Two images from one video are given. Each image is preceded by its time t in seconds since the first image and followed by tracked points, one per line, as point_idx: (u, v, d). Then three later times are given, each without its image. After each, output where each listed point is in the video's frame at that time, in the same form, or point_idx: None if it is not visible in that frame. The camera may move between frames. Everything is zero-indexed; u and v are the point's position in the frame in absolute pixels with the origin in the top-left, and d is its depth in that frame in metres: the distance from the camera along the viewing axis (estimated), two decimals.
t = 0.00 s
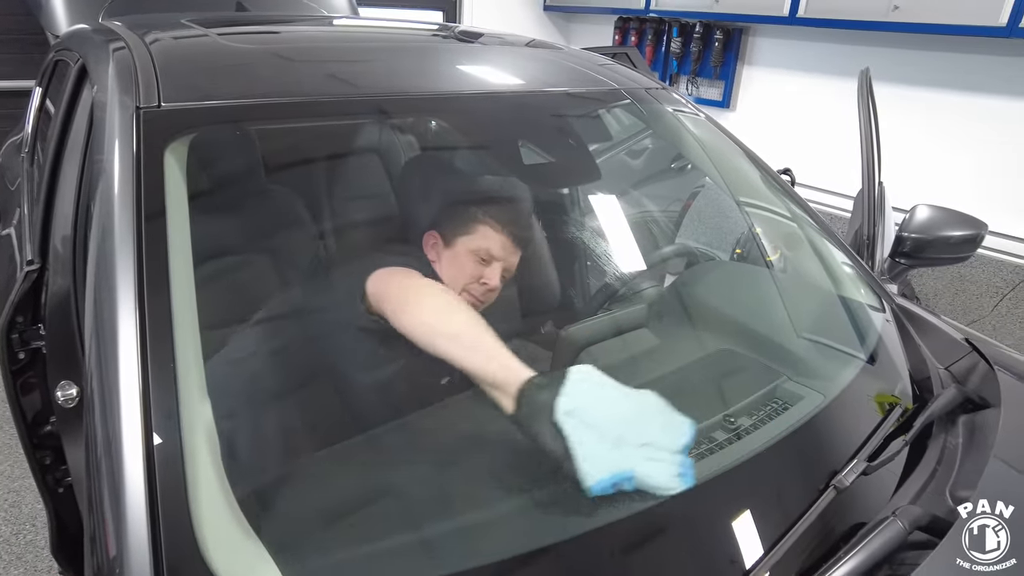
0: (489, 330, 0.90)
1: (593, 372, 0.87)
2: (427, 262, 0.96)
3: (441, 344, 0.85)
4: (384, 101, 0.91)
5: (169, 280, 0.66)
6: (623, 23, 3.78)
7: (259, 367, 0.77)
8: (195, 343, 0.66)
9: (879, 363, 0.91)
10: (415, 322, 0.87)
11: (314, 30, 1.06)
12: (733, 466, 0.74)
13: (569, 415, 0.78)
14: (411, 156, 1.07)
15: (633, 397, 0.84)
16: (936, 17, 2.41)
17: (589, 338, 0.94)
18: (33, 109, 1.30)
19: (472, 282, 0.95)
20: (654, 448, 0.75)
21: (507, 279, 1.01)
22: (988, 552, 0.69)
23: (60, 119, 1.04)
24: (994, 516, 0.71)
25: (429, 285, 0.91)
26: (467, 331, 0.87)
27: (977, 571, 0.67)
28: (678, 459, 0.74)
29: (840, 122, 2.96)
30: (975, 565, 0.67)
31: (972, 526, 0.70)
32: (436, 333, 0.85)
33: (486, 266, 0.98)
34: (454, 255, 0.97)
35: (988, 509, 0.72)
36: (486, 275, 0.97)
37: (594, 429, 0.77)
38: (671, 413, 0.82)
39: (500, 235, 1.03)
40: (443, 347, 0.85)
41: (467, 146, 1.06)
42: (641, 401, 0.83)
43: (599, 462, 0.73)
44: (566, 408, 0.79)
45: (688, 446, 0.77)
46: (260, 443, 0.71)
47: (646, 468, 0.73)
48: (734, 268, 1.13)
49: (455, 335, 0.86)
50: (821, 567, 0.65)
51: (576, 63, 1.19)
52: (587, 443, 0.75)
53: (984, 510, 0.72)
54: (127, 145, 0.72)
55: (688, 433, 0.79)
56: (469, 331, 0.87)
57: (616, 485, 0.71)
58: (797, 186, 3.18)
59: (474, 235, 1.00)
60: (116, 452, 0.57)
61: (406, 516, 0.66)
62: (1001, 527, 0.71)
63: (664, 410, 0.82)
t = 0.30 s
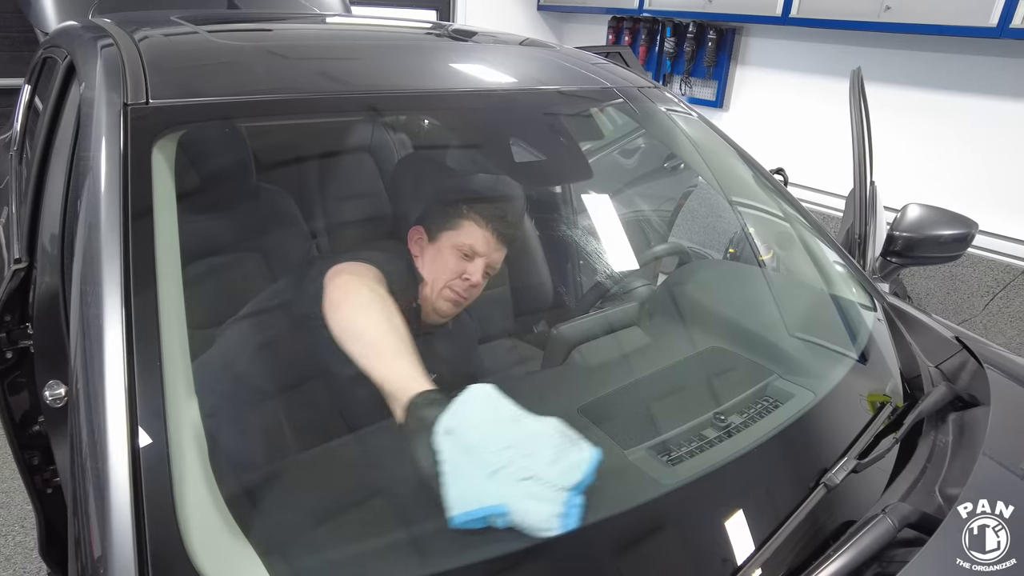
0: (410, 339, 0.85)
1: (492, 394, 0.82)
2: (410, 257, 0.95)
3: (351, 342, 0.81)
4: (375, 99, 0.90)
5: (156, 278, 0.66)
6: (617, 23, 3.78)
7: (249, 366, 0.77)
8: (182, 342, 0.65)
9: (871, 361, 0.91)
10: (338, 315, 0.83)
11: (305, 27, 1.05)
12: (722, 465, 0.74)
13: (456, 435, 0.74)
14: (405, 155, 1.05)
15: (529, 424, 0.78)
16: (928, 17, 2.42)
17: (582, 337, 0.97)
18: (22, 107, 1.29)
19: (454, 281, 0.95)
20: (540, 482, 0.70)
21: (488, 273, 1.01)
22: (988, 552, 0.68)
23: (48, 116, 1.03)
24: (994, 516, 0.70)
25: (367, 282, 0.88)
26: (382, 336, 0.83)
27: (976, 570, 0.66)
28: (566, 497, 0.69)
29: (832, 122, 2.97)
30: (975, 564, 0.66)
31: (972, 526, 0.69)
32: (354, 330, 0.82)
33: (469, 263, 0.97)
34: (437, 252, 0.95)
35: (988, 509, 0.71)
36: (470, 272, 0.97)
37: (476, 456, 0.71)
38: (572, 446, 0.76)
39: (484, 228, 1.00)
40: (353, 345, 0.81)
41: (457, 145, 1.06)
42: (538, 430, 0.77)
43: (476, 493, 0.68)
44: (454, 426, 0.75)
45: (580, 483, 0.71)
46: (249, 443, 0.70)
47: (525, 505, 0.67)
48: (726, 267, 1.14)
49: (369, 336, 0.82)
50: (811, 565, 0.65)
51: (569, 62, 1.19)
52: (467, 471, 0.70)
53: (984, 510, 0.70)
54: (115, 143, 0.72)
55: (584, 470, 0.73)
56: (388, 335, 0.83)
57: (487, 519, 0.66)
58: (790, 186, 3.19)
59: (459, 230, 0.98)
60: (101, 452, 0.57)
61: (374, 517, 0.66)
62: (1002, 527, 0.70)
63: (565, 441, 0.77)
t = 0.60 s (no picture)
0: (354, 355, 0.79)
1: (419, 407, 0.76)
2: (397, 254, 0.96)
3: (297, 340, 0.77)
4: (371, 97, 0.90)
5: (148, 278, 0.65)
6: (612, 24, 3.75)
7: (242, 365, 0.76)
8: (174, 342, 0.65)
9: (866, 360, 0.91)
10: (293, 313, 0.79)
11: (299, 26, 1.05)
12: (718, 465, 0.74)
13: (369, 449, 0.67)
14: (401, 154, 1.05)
15: (451, 439, 0.72)
16: (924, 17, 2.42)
17: (578, 336, 0.97)
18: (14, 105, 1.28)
19: (438, 279, 0.95)
20: (455, 506, 0.64)
21: (477, 269, 1.00)
22: (988, 552, 0.68)
23: (40, 115, 1.02)
24: (994, 516, 0.70)
25: (327, 286, 0.84)
26: (329, 342, 0.78)
27: (977, 570, 0.66)
28: (481, 523, 0.63)
29: (828, 122, 2.97)
30: (975, 564, 0.66)
31: (972, 526, 0.69)
32: (304, 329, 0.77)
33: (454, 261, 0.96)
34: (422, 250, 0.96)
35: (988, 509, 0.71)
36: (455, 270, 0.96)
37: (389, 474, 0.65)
38: (495, 467, 0.70)
39: (471, 224, 0.98)
40: (298, 346, 0.77)
41: (452, 143, 1.08)
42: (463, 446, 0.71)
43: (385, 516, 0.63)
44: (371, 439, 0.68)
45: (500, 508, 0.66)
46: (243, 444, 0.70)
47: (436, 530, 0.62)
48: (722, 269, 1.14)
49: (314, 339, 0.77)
50: (807, 565, 0.65)
51: (565, 61, 1.18)
52: (378, 489, 0.64)
53: (984, 510, 0.70)
54: (106, 141, 0.71)
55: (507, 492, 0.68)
56: (336, 341, 0.78)
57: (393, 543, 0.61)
58: (786, 185, 3.20)
59: (446, 227, 0.96)
60: (92, 453, 0.56)
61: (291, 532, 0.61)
62: (1001, 527, 0.70)
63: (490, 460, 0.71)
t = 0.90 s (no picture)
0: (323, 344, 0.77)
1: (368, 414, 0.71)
2: (392, 251, 0.98)
3: (274, 323, 0.76)
4: (367, 95, 0.89)
5: (143, 276, 0.65)
6: (609, 22, 3.77)
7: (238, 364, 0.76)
8: (169, 340, 0.64)
9: (863, 359, 0.91)
10: (276, 298, 0.78)
11: (296, 24, 1.04)
12: (714, 464, 0.74)
13: (299, 444, 0.63)
14: (397, 152, 1.04)
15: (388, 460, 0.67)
16: (920, 17, 2.43)
17: (574, 335, 0.97)
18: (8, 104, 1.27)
19: (426, 278, 0.96)
20: (356, 528, 0.61)
21: (469, 270, 1.00)
22: (988, 552, 0.68)
23: (35, 113, 1.02)
24: (994, 516, 0.70)
25: (314, 279, 0.84)
26: (306, 330, 0.77)
27: (977, 570, 0.66)
28: (376, 554, 0.60)
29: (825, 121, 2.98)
30: (975, 564, 0.66)
31: (972, 526, 0.69)
32: (285, 314, 0.76)
33: (443, 261, 0.97)
34: (414, 248, 0.97)
35: (988, 509, 0.71)
36: (444, 270, 0.97)
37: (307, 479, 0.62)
38: (421, 501, 0.66)
39: (462, 225, 0.97)
40: (274, 329, 0.75)
41: (450, 142, 1.08)
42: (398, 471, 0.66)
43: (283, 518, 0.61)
44: (307, 432, 0.64)
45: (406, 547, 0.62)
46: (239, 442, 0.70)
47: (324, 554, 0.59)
48: (719, 268, 1.14)
49: (291, 325, 0.76)
50: (804, 563, 0.65)
51: (562, 60, 1.18)
52: (289, 491, 0.62)
53: (984, 510, 0.70)
54: (101, 138, 0.71)
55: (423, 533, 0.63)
56: (312, 331, 0.77)
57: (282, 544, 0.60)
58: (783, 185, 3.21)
59: (438, 226, 0.97)
60: (86, 453, 0.56)
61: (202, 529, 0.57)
62: (1001, 527, 0.70)
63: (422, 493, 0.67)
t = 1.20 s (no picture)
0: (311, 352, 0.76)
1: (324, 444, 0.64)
2: (392, 248, 1.00)
3: (269, 324, 0.75)
4: (366, 95, 0.89)
5: (142, 276, 0.65)
6: (608, 22, 3.77)
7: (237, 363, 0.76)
8: (169, 340, 0.64)
9: (862, 358, 0.91)
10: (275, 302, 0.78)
11: (295, 23, 1.04)
12: (714, 463, 0.74)
13: (261, 437, 0.62)
14: (396, 152, 1.03)
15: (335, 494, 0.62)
16: (919, 17, 2.43)
17: (573, 335, 0.96)
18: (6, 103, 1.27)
19: (421, 276, 0.98)
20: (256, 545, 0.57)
21: (465, 271, 1.01)
22: (988, 552, 0.68)
23: (33, 112, 1.02)
24: (994, 516, 0.70)
25: (313, 286, 0.84)
26: (300, 334, 0.76)
27: (977, 570, 0.66)
28: None
29: (823, 121, 2.98)
30: (975, 564, 0.67)
31: (973, 526, 0.69)
32: (283, 318, 0.76)
33: (439, 260, 0.97)
34: (412, 247, 0.98)
35: (989, 509, 0.71)
36: (439, 270, 0.98)
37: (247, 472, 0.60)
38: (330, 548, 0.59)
39: (460, 226, 0.98)
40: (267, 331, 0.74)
41: (448, 141, 1.06)
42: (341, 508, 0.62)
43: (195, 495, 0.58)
44: (272, 426, 0.62)
45: None
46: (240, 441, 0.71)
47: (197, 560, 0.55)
48: (718, 268, 1.14)
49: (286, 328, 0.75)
50: (804, 562, 0.65)
51: (561, 59, 1.18)
52: (220, 477, 0.59)
53: (984, 510, 0.70)
54: (100, 137, 0.70)
55: None
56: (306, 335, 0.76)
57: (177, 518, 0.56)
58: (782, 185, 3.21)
59: (436, 226, 0.97)
60: (86, 453, 0.56)
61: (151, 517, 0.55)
62: (1001, 527, 0.70)
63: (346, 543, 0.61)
